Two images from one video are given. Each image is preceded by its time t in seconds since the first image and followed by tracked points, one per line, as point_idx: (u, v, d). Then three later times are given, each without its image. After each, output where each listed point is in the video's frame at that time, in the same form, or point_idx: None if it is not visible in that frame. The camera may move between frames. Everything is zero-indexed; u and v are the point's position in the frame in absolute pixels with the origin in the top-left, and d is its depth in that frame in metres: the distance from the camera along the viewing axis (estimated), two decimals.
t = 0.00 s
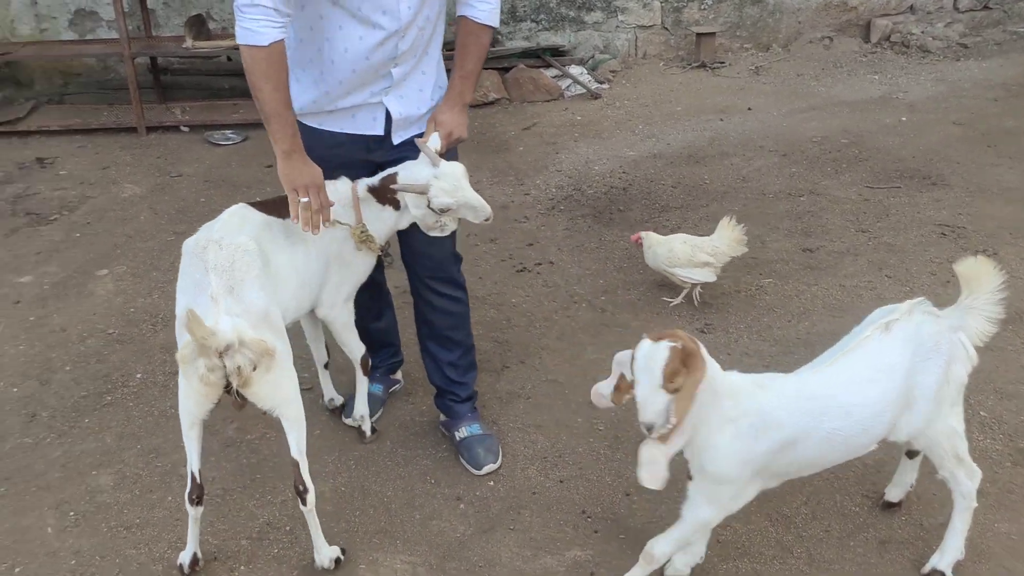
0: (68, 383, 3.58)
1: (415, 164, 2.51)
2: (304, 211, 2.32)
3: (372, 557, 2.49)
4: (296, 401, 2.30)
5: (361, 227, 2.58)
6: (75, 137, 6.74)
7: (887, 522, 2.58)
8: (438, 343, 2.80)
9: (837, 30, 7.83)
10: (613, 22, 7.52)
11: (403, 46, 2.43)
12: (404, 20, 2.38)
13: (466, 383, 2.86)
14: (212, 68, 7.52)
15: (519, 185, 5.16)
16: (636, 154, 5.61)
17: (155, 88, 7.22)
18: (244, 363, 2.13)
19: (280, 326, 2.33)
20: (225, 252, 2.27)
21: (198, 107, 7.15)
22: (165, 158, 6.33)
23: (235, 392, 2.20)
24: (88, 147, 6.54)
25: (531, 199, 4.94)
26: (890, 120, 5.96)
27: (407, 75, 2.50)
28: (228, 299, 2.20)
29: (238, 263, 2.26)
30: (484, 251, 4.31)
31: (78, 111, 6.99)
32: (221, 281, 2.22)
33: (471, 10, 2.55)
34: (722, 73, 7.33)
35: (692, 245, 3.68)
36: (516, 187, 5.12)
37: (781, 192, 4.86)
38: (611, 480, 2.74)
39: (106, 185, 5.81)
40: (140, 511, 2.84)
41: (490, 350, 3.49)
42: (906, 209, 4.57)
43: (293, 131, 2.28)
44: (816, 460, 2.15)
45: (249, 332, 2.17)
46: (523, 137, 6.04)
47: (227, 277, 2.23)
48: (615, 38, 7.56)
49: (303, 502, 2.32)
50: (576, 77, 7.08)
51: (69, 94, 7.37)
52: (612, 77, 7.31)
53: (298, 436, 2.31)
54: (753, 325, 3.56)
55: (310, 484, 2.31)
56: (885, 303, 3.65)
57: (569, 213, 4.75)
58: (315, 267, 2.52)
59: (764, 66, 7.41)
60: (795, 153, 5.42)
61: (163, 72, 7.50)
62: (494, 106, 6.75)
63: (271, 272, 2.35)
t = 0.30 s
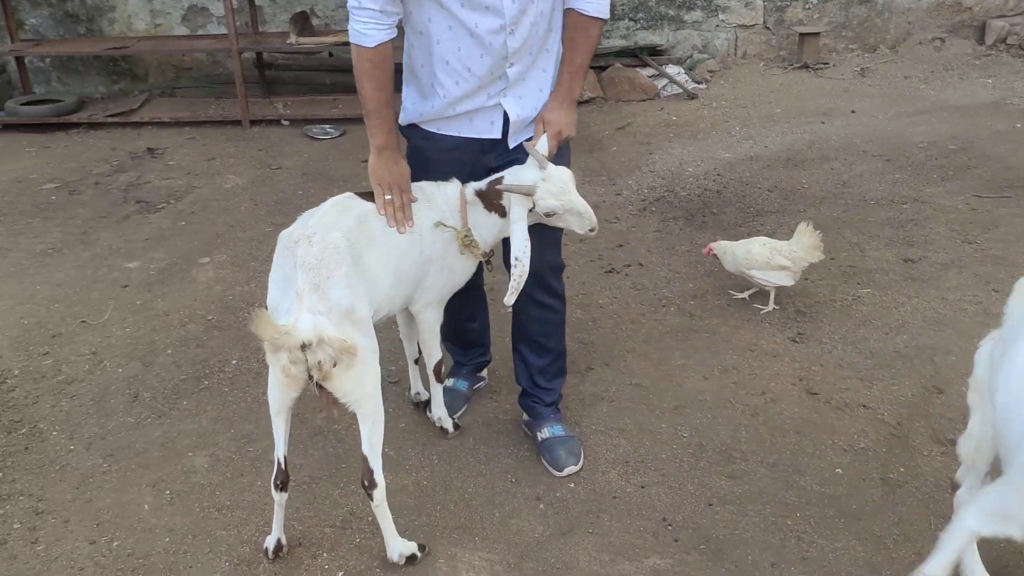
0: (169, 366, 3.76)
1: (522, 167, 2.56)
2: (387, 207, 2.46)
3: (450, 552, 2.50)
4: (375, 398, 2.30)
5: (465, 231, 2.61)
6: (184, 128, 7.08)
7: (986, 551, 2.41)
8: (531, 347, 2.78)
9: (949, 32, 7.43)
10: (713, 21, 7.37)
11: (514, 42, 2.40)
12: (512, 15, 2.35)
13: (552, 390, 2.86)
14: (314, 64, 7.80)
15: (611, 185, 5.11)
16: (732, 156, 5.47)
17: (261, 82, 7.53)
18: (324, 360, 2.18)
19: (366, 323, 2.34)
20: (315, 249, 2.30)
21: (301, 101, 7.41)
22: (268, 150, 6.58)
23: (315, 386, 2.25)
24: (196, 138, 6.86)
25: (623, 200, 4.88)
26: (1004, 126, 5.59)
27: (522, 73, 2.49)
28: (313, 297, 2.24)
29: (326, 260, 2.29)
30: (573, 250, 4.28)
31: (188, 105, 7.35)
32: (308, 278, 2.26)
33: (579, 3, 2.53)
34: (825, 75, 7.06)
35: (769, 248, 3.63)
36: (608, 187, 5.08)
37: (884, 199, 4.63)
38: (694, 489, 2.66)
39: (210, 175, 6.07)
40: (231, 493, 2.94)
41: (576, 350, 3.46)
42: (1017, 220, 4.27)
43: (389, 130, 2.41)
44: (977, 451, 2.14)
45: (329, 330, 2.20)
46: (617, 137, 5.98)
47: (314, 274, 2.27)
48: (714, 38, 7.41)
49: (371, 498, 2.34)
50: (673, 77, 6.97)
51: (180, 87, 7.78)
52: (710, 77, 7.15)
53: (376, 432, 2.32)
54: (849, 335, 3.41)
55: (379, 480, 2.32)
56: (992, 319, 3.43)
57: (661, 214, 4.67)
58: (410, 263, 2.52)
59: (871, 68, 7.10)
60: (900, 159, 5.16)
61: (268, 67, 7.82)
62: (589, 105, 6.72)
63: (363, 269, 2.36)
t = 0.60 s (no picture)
0: (228, 354, 3.85)
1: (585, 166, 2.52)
2: (435, 198, 2.44)
3: (496, 551, 2.50)
4: (426, 393, 2.31)
5: (533, 226, 2.58)
6: (250, 120, 7.26)
7: None
8: (584, 351, 2.75)
9: None
10: (783, 22, 7.22)
11: (564, 33, 2.39)
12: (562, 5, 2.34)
13: (604, 394, 2.83)
14: (380, 59, 7.90)
15: (671, 186, 5.04)
16: (798, 161, 5.35)
17: (326, 76, 7.67)
18: (374, 353, 2.20)
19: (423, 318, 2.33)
20: (372, 245, 2.32)
21: (365, 96, 7.51)
22: (330, 143, 6.69)
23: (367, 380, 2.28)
24: (261, 130, 7.02)
25: (683, 202, 4.82)
26: None
27: (576, 66, 2.47)
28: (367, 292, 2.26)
29: (381, 257, 2.29)
30: (630, 251, 4.25)
31: (255, 97, 7.53)
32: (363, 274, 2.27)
33: None
34: (898, 78, 6.84)
35: (816, 246, 3.65)
36: (669, 188, 5.02)
37: (955, 208, 4.46)
38: (745, 499, 2.60)
39: (273, 167, 6.20)
40: (282, 482, 3.00)
41: (629, 353, 3.42)
42: None
43: (449, 118, 2.42)
44: None
45: (381, 326, 2.21)
46: (680, 138, 5.90)
47: (369, 269, 2.28)
48: (783, 39, 7.25)
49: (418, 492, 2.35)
50: (739, 78, 6.85)
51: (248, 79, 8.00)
52: (778, 79, 7.00)
53: (427, 426, 2.32)
54: (912, 348, 3.29)
55: (426, 476, 2.32)
56: None
57: (721, 217, 4.59)
58: (470, 259, 2.49)
59: (946, 72, 6.86)
60: (974, 167, 4.97)
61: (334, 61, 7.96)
62: (652, 104, 6.64)
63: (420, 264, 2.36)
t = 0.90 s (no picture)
0: (255, 352, 3.89)
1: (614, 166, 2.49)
2: (450, 197, 2.42)
3: (521, 555, 2.50)
4: (452, 388, 2.31)
5: (569, 225, 2.57)
6: (278, 119, 7.33)
7: None
8: (611, 346, 2.76)
9: None
10: (813, 24, 7.15)
11: (581, 33, 2.42)
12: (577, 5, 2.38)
13: (634, 388, 2.83)
14: (407, 59, 7.95)
15: (699, 189, 5.02)
16: (827, 165, 5.29)
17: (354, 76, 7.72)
18: (402, 346, 2.20)
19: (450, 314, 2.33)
20: (401, 241, 2.32)
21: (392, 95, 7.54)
22: (357, 143, 6.73)
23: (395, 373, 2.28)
24: (289, 129, 7.08)
25: (711, 205, 4.79)
26: None
27: (595, 64, 2.48)
28: (395, 286, 2.26)
29: (410, 252, 2.29)
30: (657, 255, 4.23)
31: (283, 96, 7.60)
32: (391, 269, 2.28)
33: None
34: (930, 82, 6.75)
35: (833, 250, 3.61)
36: (697, 191, 4.99)
37: (988, 214, 4.39)
38: (772, 507, 2.58)
39: (300, 166, 6.26)
40: (308, 481, 3.02)
41: (655, 357, 3.41)
42: None
43: (459, 119, 2.40)
44: None
45: (408, 319, 2.21)
46: (707, 140, 5.87)
47: (397, 264, 2.28)
48: (813, 41, 7.18)
49: (443, 486, 2.35)
50: (769, 80, 6.79)
51: (277, 79, 8.07)
52: (807, 82, 6.93)
53: (453, 422, 2.32)
54: (943, 356, 3.24)
55: (451, 470, 2.33)
56: None
57: (750, 222, 4.56)
58: (500, 256, 2.49)
59: (979, 76, 6.75)
60: (1008, 173, 4.88)
61: (362, 61, 8.01)
62: (680, 107, 6.61)
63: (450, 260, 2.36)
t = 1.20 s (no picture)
0: (269, 354, 3.90)
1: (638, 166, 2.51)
2: (474, 195, 2.39)
3: (538, 559, 2.51)
4: (463, 387, 2.30)
5: (604, 225, 2.60)
6: (288, 120, 7.34)
7: None
8: (629, 342, 2.83)
9: None
10: (823, 27, 7.14)
11: (592, 33, 2.43)
12: (590, 6, 2.39)
13: (655, 378, 2.91)
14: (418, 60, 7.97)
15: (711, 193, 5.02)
16: (839, 168, 5.29)
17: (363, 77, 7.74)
18: (419, 338, 2.21)
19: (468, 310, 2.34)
20: (427, 234, 2.34)
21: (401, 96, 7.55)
22: (367, 144, 6.74)
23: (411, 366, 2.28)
24: (299, 130, 7.10)
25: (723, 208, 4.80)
26: None
27: (601, 64, 2.51)
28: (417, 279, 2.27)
29: (434, 245, 2.31)
30: (670, 258, 4.23)
31: (293, 97, 7.62)
32: (415, 261, 2.29)
33: None
34: (941, 85, 6.74)
35: (830, 249, 3.67)
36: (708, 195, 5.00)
37: (1001, 219, 4.38)
38: (790, 512, 2.58)
39: (311, 167, 6.27)
40: (324, 484, 3.03)
41: (670, 361, 3.41)
42: None
43: (478, 122, 2.37)
44: None
45: (428, 310, 2.21)
46: (718, 143, 5.87)
47: (421, 257, 2.30)
48: (823, 44, 7.18)
49: (428, 482, 2.32)
50: (779, 83, 6.80)
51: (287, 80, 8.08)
52: (817, 85, 6.94)
53: (455, 423, 2.31)
54: (959, 361, 3.24)
55: (439, 470, 2.30)
56: None
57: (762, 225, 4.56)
58: (522, 255, 2.49)
59: (990, 80, 6.75)
60: (1021, 178, 4.88)
61: (372, 62, 8.03)
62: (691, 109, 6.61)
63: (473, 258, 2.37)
